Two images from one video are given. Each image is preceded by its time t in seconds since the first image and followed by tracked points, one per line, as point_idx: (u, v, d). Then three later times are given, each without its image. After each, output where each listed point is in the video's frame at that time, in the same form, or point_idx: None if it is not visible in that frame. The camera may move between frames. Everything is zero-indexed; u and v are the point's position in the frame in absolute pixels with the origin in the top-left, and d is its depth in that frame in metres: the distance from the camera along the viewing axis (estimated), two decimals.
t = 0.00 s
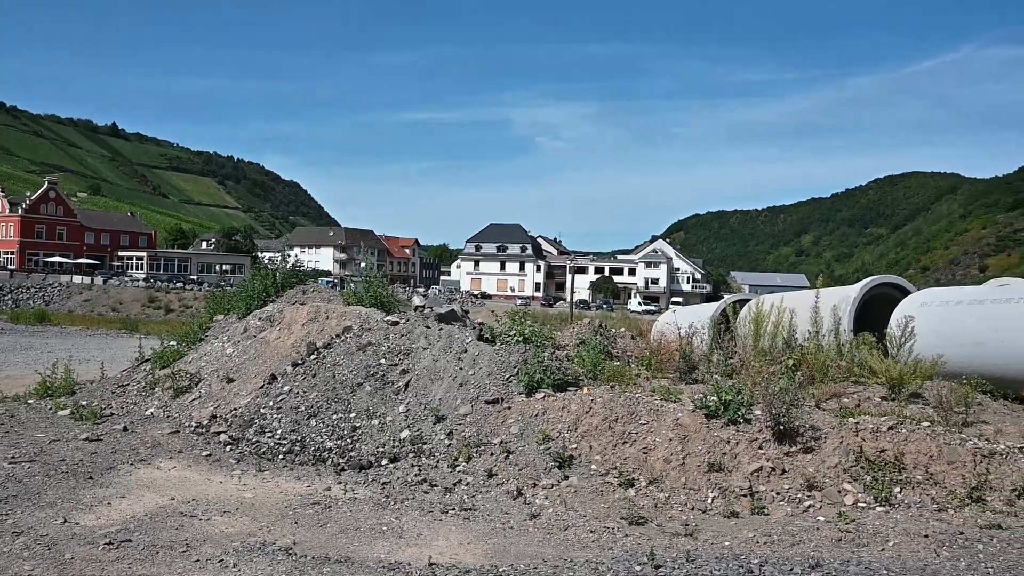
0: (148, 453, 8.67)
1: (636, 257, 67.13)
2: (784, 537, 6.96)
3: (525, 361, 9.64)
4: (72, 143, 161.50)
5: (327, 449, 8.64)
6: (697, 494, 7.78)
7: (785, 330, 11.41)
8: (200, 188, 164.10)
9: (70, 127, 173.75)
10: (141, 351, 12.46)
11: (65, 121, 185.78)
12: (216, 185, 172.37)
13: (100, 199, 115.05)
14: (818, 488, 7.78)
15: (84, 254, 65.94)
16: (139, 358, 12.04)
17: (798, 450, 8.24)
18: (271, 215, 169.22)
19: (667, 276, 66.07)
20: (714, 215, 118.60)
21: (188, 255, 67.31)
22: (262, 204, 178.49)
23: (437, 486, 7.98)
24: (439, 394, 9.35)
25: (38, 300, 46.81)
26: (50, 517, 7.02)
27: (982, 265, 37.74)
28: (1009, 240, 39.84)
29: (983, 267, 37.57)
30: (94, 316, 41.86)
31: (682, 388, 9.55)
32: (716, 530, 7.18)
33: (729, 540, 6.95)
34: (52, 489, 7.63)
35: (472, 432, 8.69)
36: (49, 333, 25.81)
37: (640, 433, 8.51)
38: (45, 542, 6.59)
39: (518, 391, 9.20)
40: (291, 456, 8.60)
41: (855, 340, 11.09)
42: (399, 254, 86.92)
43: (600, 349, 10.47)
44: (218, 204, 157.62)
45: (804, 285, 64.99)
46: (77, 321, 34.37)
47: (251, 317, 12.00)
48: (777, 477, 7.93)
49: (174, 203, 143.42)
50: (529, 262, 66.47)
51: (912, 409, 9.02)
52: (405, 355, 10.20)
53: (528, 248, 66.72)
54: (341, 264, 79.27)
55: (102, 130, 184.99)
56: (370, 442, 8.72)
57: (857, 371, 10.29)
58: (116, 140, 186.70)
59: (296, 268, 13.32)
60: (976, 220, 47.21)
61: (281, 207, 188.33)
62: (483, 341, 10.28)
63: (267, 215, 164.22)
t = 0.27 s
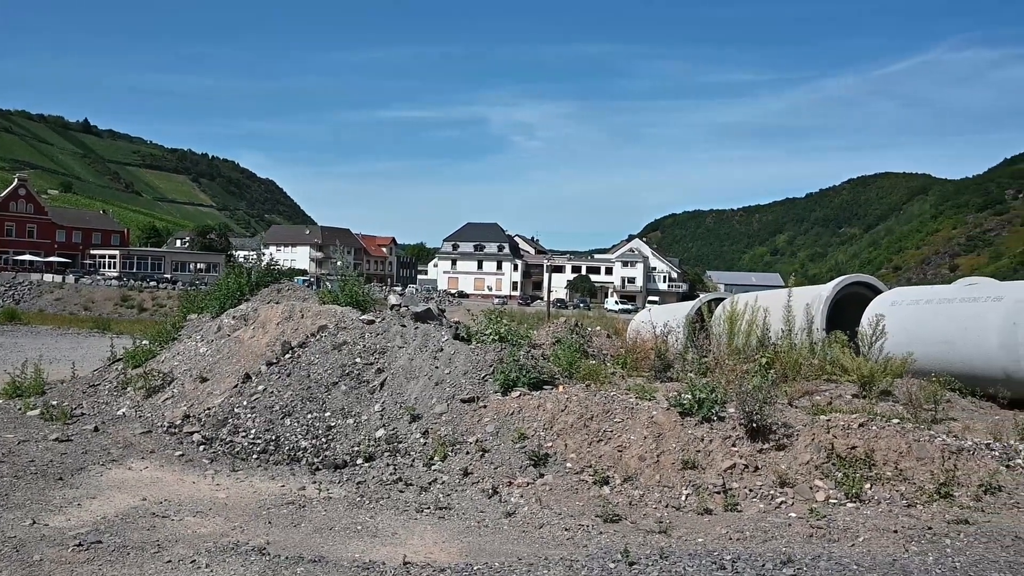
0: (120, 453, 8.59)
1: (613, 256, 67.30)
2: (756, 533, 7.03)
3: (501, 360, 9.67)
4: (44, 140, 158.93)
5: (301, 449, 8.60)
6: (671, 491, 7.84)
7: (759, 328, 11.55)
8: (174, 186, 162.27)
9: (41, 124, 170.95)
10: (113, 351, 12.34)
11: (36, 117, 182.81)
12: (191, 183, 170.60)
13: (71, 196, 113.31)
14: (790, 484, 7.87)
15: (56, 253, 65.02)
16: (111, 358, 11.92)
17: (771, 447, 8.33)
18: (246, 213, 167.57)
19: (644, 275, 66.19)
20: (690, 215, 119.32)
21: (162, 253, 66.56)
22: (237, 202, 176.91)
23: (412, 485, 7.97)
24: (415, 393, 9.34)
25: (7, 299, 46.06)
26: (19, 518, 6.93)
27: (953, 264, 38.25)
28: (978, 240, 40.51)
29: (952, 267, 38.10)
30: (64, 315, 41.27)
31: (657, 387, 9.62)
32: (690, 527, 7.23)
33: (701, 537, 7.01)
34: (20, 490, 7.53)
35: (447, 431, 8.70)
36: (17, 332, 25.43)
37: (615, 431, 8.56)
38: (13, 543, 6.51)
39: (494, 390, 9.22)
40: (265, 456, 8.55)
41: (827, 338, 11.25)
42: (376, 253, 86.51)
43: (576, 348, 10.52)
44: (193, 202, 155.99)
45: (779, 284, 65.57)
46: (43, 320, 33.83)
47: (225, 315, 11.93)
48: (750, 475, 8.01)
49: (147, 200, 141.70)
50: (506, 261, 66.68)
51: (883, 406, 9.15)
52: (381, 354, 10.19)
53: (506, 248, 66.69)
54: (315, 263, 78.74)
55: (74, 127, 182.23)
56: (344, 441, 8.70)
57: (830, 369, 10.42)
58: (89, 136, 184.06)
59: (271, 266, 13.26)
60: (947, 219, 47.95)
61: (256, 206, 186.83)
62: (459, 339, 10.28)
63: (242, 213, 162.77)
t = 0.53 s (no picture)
0: (93, 453, 8.50)
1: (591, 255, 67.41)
2: (732, 529, 7.08)
3: (479, 358, 9.67)
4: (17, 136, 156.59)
5: (278, 448, 8.57)
6: (648, 488, 7.88)
7: (736, 326, 11.65)
8: (150, 184, 160.59)
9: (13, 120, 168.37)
10: (88, 350, 12.23)
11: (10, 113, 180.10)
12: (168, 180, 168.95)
13: (44, 193, 111.73)
14: (765, 481, 7.94)
15: (29, 250, 64.21)
16: (85, 357, 11.82)
17: (747, 444, 8.40)
18: (223, 210, 166.07)
19: (623, 273, 66.35)
20: (669, 214, 119.90)
21: (137, 251, 65.85)
22: (214, 200, 175.44)
23: (389, 484, 7.95)
24: (392, 392, 9.33)
25: None
26: None
27: (926, 263, 38.63)
28: (950, 239, 41.02)
29: (925, 266, 38.50)
30: (36, 314, 40.74)
31: (635, 384, 9.68)
32: (667, 524, 7.27)
33: (677, 534, 7.05)
34: None
35: (425, 429, 8.69)
36: None
37: (592, 429, 8.59)
38: None
39: (472, 388, 9.22)
40: (241, 455, 8.50)
41: (803, 336, 11.36)
42: (354, 252, 86.03)
43: (554, 346, 10.56)
44: (170, 200, 154.51)
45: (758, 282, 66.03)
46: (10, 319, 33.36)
47: (201, 314, 11.86)
48: (726, 471, 8.07)
49: (121, 198, 140.10)
50: (485, 260, 66.68)
51: (857, 403, 9.25)
52: (359, 353, 10.18)
53: (485, 246, 66.62)
54: (293, 260, 78.21)
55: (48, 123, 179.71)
56: (322, 440, 8.67)
57: (805, 367, 10.53)
58: (64, 133, 181.65)
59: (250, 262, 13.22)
60: (922, 219, 48.55)
61: (234, 203, 185.38)
62: (437, 338, 10.28)
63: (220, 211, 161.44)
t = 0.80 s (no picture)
0: (63, 454, 8.41)
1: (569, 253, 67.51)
2: (706, 525, 7.14)
3: (456, 357, 9.67)
4: None
5: (252, 448, 8.53)
6: (623, 485, 7.92)
7: (711, 324, 11.74)
8: (124, 182, 158.65)
9: None
10: (58, 350, 12.09)
11: None
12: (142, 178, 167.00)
13: (14, 191, 109.93)
14: (739, 477, 8.01)
15: None
16: (56, 357, 11.69)
17: (721, 440, 8.47)
18: (199, 209, 164.44)
19: (600, 271, 66.65)
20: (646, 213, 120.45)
21: (110, 250, 65.04)
22: (189, 198, 173.67)
23: (365, 483, 7.93)
24: (368, 391, 9.30)
25: None
26: None
27: (898, 262, 39.09)
28: (921, 237, 41.57)
29: (897, 265, 38.98)
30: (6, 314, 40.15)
31: (610, 381, 9.74)
32: (641, 520, 7.32)
33: (651, 530, 7.09)
34: None
35: (401, 427, 8.68)
36: None
37: (568, 427, 8.62)
38: None
39: (449, 386, 9.22)
40: (215, 455, 8.45)
41: (777, 333, 11.49)
42: (331, 250, 85.39)
43: (530, 344, 10.58)
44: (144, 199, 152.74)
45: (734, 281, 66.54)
46: None
47: (174, 313, 11.77)
48: (700, 468, 8.13)
49: (94, 196, 138.26)
50: (463, 258, 66.47)
51: (829, 399, 9.37)
52: (334, 351, 10.14)
53: (463, 244, 66.57)
54: (270, 258, 77.54)
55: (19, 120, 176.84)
56: (296, 440, 8.64)
57: (778, 364, 10.64)
58: (35, 130, 178.87)
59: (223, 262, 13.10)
60: (894, 218, 49.17)
61: (209, 202, 183.68)
62: (413, 336, 10.27)
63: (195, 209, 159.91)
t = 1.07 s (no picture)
0: (32, 457, 8.30)
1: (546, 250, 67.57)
2: (680, 521, 7.20)
3: (431, 355, 9.66)
4: None
5: (226, 449, 8.47)
6: (597, 483, 7.96)
7: (685, 321, 11.83)
8: (96, 181, 156.42)
9: None
10: (28, 351, 11.94)
11: None
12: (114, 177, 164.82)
13: None
14: (713, 473, 8.08)
15: None
16: (25, 358, 11.55)
17: (695, 437, 8.55)
18: (174, 208, 162.65)
19: (578, 270, 67.06)
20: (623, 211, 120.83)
21: (81, 249, 64.23)
22: (163, 196, 171.63)
23: (340, 482, 7.90)
24: (343, 390, 9.28)
25: None
26: None
27: (870, 260, 39.54)
28: (893, 235, 42.07)
29: (869, 262, 39.46)
30: None
31: (586, 379, 9.78)
32: (616, 517, 7.36)
33: (625, 526, 7.13)
34: None
35: (376, 427, 8.67)
36: None
37: (544, 425, 8.65)
38: None
39: (424, 385, 9.21)
40: (188, 456, 8.39)
41: (750, 330, 11.61)
42: (308, 249, 84.64)
43: (506, 342, 10.60)
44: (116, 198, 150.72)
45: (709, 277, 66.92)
46: None
47: (146, 313, 11.66)
48: (675, 464, 8.19)
49: (64, 195, 136.14)
50: (441, 256, 66.42)
51: (801, 396, 9.47)
52: (309, 351, 10.10)
53: (440, 243, 66.51)
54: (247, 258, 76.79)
55: None
56: (270, 440, 8.60)
57: (751, 360, 10.75)
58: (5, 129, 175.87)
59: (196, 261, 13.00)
60: (867, 215, 49.75)
61: (184, 200, 181.68)
62: (388, 335, 10.24)
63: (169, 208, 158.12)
